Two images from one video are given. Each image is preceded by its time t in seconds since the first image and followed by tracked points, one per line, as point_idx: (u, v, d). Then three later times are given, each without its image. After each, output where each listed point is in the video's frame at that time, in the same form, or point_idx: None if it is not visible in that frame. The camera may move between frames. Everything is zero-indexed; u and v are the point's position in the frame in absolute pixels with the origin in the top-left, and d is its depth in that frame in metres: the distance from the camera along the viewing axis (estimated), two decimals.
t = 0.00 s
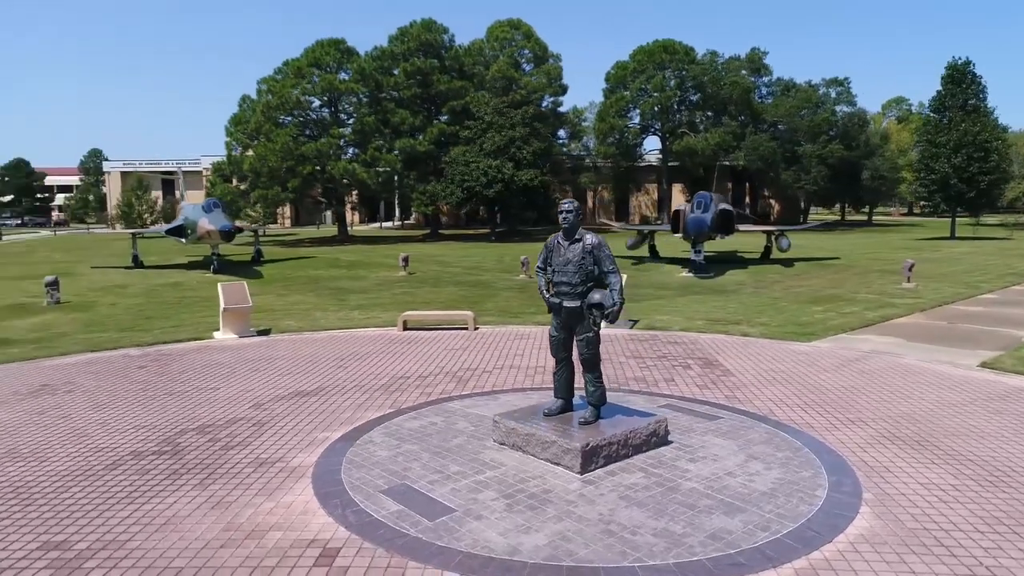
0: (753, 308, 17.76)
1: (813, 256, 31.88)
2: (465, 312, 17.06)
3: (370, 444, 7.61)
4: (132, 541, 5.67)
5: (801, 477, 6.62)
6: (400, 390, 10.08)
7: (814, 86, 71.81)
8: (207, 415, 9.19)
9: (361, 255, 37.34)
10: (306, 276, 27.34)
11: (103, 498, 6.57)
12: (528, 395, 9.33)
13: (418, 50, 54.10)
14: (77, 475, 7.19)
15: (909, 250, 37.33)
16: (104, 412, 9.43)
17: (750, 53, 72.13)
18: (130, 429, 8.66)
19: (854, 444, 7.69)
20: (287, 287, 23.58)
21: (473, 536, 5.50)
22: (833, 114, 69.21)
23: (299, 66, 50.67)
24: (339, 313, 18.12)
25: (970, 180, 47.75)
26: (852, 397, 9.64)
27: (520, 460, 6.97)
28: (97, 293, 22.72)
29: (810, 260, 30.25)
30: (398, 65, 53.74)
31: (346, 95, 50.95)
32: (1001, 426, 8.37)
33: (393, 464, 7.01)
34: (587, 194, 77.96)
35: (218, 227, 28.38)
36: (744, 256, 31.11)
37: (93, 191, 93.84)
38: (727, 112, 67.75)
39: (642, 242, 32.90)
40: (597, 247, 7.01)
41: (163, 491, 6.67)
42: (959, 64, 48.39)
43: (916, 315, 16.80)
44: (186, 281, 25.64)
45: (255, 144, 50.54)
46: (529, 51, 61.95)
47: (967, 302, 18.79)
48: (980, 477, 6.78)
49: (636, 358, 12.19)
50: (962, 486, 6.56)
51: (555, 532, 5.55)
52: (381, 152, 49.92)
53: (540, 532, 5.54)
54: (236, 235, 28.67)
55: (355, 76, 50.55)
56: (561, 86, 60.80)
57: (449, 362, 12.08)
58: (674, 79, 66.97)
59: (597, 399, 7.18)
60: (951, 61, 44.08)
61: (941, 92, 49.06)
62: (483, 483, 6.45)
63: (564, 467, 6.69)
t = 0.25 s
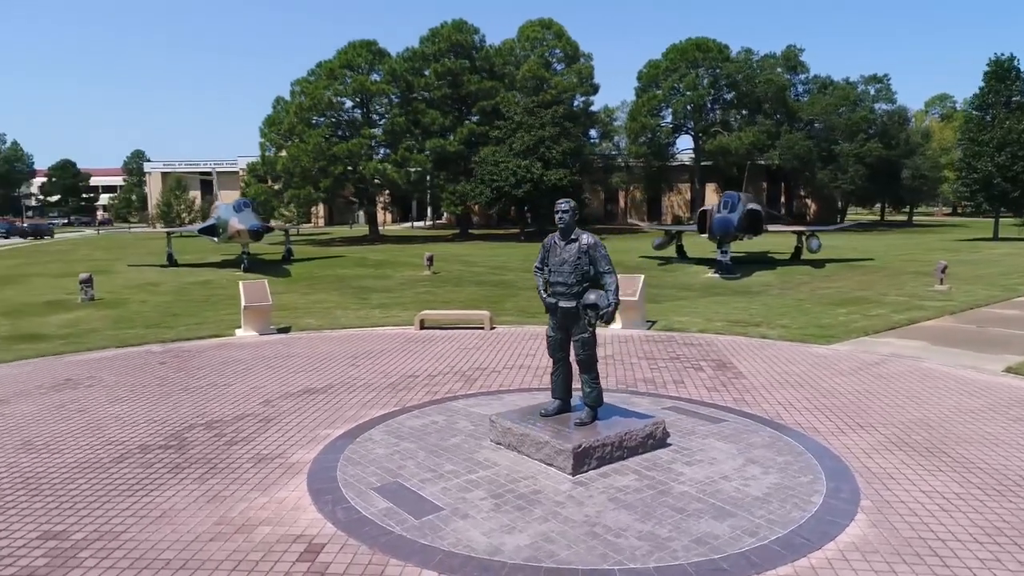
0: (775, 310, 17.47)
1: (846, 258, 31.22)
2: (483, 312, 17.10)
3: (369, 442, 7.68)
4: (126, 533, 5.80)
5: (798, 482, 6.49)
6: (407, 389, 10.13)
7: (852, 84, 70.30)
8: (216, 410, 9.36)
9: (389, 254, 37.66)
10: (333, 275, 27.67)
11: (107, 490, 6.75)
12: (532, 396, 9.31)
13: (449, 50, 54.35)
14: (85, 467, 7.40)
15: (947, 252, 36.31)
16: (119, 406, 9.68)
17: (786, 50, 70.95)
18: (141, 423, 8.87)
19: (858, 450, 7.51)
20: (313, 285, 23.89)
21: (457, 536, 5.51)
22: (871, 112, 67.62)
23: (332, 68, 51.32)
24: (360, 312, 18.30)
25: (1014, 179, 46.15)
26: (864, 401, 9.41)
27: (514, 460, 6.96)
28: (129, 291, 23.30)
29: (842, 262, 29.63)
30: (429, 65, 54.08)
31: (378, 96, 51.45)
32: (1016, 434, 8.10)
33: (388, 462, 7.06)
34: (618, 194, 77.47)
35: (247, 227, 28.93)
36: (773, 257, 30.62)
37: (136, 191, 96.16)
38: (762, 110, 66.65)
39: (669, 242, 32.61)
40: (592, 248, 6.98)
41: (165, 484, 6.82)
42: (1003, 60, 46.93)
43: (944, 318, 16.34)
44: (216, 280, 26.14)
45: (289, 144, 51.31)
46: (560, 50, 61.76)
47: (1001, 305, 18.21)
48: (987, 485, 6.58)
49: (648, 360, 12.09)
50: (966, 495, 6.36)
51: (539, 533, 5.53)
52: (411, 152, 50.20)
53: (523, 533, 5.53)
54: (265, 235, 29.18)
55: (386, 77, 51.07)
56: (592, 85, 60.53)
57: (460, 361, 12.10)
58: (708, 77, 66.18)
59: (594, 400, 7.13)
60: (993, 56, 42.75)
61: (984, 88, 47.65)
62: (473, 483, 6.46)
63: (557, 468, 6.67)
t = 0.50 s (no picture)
0: (797, 311, 17.16)
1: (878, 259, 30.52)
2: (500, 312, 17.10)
3: (367, 440, 7.74)
4: (121, 525, 5.94)
5: (794, 488, 6.36)
6: (413, 387, 10.18)
7: (891, 81, 68.68)
8: (225, 406, 9.53)
9: (416, 253, 37.92)
10: (358, 274, 27.97)
11: (109, 482, 6.93)
12: (535, 396, 9.28)
13: (478, 51, 54.47)
14: (91, 460, 7.59)
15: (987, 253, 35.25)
16: (133, 401, 9.91)
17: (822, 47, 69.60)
18: (152, 418, 9.08)
19: (861, 456, 7.32)
20: (336, 284, 24.17)
21: (439, 534, 5.53)
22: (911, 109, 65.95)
23: (362, 68, 51.80)
24: (379, 310, 18.46)
25: None
26: (875, 406, 9.18)
27: (507, 460, 6.95)
28: (159, 289, 23.85)
29: (874, 263, 28.96)
30: (458, 66, 54.27)
31: (408, 97, 51.77)
32: None
33: (382, 460, 7.11)
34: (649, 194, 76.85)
35: (274, 226, 29.39)
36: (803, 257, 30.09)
37: (175, 191, 98.26)
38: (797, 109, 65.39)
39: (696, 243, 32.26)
40: (587, 247, 6.95)
41: (165, 478, 6.97)
42: None
43: (973, 321, 15.86)
44: (244, 278, 26.61)
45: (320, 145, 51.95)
46: (590, 49, 61.46)
47: None
48: (991, 494, 6.36)
49: (659, 361, 11.97)
50: (969, 504, 6.16)
51: (520, 534, 5.52)
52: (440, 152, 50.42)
53: (504, 533, 5.52)
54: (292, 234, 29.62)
55: (416, 77, 51.40)
56: (622, 84, 60.12)
57: (470, 361, 12.13)
58: (741, 75, 65.28)
59: (588, 401, 7.08)
60: None
61: None
62: (462, 483, 6.47)
63: (548, 468, 6.64)
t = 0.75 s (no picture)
0: (819, 313, 16.83)
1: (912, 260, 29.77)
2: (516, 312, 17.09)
3: (363, 438, 7.79)
4: (115, 517, 6.09)
5: (787, 493, 6.22)
6: (417, 386, 10.22)
7: (930, 77, 66.92)
8: (233, 402, 9.69)
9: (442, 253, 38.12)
10: (382, 273, 28.23)
11: (111, 475, 7.10)
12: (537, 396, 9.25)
13: (507, 51, 54.55)
14: (98, 453, 7.79)
15: None
16: (146, 396, 10.14)
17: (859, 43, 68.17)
18: (161, 413, 9.27)
19: (862, 463, 7.12)
20: (359, 283, 24.41)
21: (419, 533, 5.54)
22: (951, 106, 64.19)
23: (392, 69, 52.27)
24: (397, 309, 18.60)
25: None
26: (885, 410, 8.94)
27: (498, 460, 6.94)
28: (188, 287, 24.38)
29: (906, 264, 28.26)
30: (486, 66, 54.42)
31: (437, 97, 52.02)
32: None
33: (375, 457, 7.15)
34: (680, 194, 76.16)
35: (300, 225, 29.79)
36: (833, 259, 29.51)
37: (213, 191, 100.35)
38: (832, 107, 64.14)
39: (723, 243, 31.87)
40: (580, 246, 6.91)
41: (164, 471, 7.12)
42: None
43: (1003, 324, 15.36)
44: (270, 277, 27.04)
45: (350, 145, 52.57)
46: (620, 48, 61.17)
47: None
48: (993, 504, 6.13)
49: (670, 362, 11.85)
50: (969, 513, 5.96)
51: (501, 534, 5.50)
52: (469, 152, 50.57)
53: (485, 532, 5.51)
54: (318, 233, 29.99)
55: (445, 78, 51.67)
56: (652, 83, 59.65)
57: (480, 360, 12.14)
58: (774, 73, 64.31)
59: (582, 401, 7.02)
60: None
61: None
62: (451, 481, 6.47)
63: (538, 469, 6.61)
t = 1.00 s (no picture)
0: (843, 315, 16.45)
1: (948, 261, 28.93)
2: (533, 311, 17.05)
3: (361, 435, 7.85)
4: (112, 508, 6.23)
5: (782, 498, 6.08)
6: (423, 385, 10.26)
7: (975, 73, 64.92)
8: (243, 398, 9.85)
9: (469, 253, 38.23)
10: (407, 272, 28.42)
11: (114, 467, 7.28)
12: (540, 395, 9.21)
13: (538, 50, 54.48)
14: (105, 445, 7.98)
15: None
16: (160, 391, 10.37)
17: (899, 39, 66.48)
18: (172, 408, 9.47)
19: (865, 469, 6.93)
20: (383, 281, 24.64)
21: (402, 530, 5.56)
22: (996, 103, 62.20)
23: (423, 70, 52.67)
24: (417, 308, 18.70)
25: None
26: (898, 415, 8.69)
27: (491, 459, 6.92)
28: (217, 285, 24.88)
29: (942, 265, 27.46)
30: (517, 66, 54.44)
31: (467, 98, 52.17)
32: None
33: (370, 455, 7.20)
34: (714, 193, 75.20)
35: (328, 225, 30.15)
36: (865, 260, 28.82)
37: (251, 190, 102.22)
38: (871, 104, 62.64)
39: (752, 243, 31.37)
40: (574, 246, 6.86)
41: (166, 465, 7.26)
42: None
43: None
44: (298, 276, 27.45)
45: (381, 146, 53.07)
46: (652, 47, 60.62)
47: None
48: (997, 514, 5.92)
49: (682, 363, 11.70)
50: (969, 522, 5.76)
51: (482, 533, 5.48)
52: (499, 152, 50.58)
53: (466, 531, 5.51)
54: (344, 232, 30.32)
55: (475, 78, 51.81)
56: (685, 82, 58.98)
57: (491, 359, 12.14)
58: (810, 70, 63.05)
59: (576, 401, 6.97)
60: None
61: None
62: (441, 480, 6.48)
63: (529, 468, 6.57)
